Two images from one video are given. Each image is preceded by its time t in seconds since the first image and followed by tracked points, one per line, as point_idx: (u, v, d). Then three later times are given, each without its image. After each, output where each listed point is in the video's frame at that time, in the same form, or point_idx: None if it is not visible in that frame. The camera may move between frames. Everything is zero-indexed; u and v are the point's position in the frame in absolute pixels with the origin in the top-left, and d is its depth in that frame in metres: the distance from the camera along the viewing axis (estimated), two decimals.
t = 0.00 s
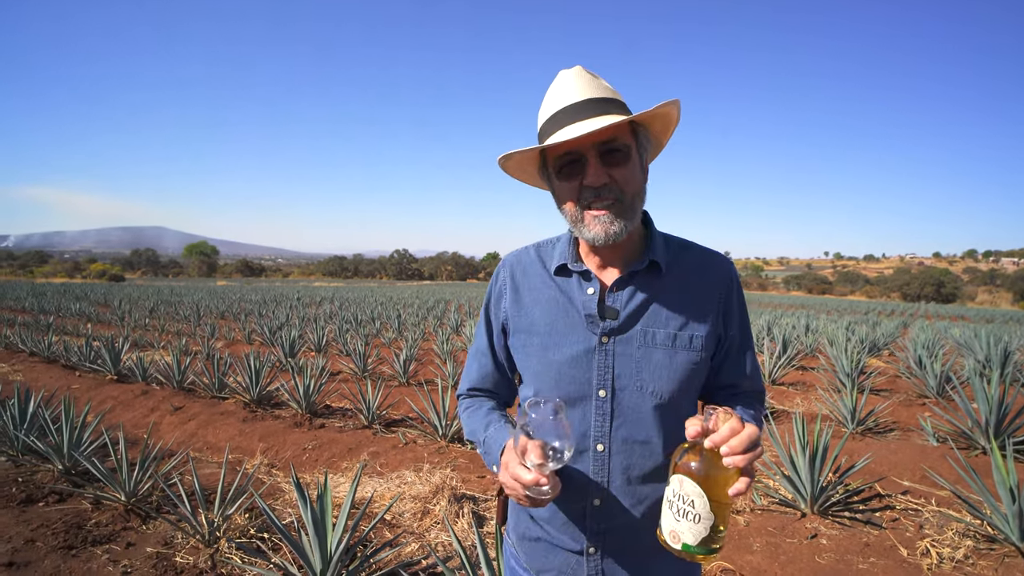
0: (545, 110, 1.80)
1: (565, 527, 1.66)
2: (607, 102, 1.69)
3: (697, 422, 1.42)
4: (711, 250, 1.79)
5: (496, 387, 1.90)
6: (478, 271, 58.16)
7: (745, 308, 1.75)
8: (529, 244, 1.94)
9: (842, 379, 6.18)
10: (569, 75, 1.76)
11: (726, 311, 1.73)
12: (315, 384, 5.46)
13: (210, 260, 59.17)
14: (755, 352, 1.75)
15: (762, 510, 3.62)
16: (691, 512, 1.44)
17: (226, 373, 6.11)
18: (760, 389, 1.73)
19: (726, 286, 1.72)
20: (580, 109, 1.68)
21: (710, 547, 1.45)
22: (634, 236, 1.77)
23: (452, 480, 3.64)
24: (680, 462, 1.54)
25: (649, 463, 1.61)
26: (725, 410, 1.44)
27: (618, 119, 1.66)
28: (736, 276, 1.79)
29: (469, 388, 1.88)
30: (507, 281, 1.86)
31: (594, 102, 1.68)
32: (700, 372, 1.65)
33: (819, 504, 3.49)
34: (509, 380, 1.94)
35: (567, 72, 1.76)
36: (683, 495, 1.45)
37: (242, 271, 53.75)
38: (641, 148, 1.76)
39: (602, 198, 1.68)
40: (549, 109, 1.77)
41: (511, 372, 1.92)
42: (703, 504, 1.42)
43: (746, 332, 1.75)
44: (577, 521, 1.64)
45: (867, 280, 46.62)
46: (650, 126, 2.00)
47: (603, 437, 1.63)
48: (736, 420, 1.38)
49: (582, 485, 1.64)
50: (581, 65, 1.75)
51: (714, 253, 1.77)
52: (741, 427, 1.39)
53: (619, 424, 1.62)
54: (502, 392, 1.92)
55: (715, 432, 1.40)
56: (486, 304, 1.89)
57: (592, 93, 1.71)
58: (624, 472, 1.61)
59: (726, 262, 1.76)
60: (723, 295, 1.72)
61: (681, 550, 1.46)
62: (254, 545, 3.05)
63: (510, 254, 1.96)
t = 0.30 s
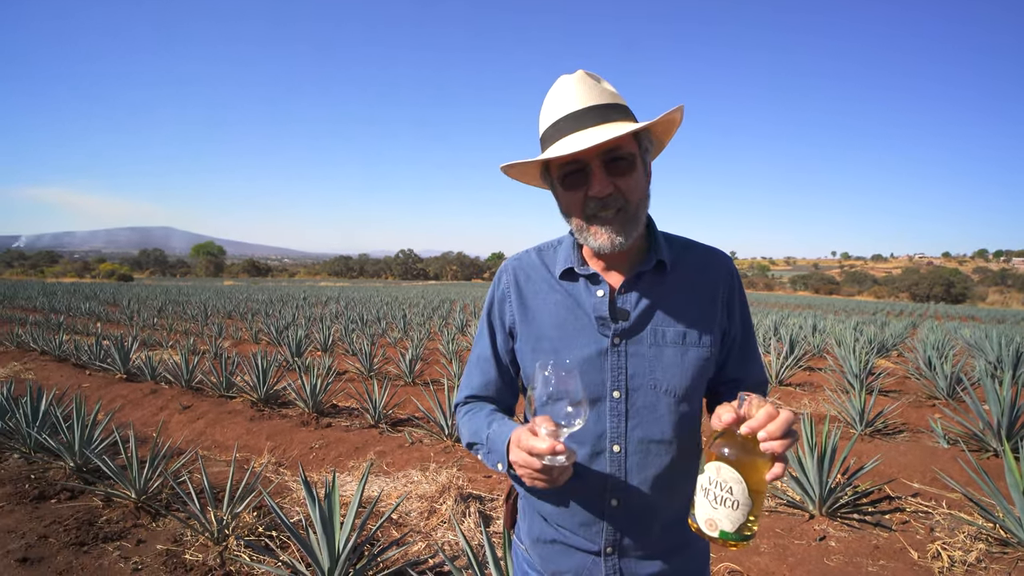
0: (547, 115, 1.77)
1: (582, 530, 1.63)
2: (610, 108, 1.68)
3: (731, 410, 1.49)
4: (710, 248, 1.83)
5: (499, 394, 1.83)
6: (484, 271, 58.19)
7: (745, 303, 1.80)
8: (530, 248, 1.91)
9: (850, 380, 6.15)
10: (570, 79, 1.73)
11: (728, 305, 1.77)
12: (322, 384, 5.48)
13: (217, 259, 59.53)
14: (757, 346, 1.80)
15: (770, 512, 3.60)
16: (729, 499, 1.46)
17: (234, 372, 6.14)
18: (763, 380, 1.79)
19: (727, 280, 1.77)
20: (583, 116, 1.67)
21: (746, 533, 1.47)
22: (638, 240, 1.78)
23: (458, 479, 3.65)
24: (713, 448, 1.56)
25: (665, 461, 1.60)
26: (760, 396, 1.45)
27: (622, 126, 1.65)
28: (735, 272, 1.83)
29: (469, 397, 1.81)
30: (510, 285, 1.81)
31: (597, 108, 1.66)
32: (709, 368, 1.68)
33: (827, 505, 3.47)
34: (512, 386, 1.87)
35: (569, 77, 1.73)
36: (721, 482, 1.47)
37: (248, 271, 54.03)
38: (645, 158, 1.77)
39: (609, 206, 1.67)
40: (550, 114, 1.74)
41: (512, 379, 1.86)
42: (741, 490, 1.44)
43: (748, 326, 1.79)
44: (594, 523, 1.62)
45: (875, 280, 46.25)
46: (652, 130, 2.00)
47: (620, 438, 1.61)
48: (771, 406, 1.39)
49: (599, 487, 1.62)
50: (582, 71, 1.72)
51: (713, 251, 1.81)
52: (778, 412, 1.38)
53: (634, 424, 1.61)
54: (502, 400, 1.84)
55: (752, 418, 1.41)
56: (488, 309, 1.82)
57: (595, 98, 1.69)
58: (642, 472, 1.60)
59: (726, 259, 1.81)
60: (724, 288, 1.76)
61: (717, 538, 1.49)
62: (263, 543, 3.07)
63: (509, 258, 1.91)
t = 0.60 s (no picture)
0: (561, 112, 1.75)
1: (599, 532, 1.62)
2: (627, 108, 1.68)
3: (769, 387, 1.51)
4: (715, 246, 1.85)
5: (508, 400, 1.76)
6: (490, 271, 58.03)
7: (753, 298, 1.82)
8: (537, 249, 1.90)
9: (860, 383, 6.10)
10: (584, 79, 1.72)
11: (738, 301, 1.78)
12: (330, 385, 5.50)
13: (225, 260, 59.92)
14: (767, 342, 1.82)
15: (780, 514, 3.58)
16: (785, 478, 1.48)
17: (242, 373, 6.17)
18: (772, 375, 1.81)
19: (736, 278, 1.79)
20: (601, 115, 1.66)
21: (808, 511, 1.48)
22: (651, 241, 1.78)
23: (467, 480, 3.64)
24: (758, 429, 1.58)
25: (682, 459, 1.60)
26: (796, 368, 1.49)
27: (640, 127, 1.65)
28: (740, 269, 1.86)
29: (476, 403, 1.74)
30: (519, 287, 1.78)
31: (611, 108, 1.66)
32: (722, 366, 1.69)
33: (838, 509, 3.44)
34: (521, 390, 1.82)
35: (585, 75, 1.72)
36: (773, 463, 1.49)
37: (256, 272, 54.35)
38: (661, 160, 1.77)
39: (624, 207, 1.66)
40: (565, 111, 1.72)
41: (521, 384, 1.80)
42: (796, 467, 1.46)
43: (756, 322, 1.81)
44: (612, 525, 1.61)
45: (884, 282, 45.86)
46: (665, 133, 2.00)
47: (637, 439, 1.61)
48: (809, 373, 1.43)
49: (616, 489, 1.60)
50: (599, 70, 1.72)
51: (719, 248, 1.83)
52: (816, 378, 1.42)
53: (651, 424, 1.61)
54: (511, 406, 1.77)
55: (792, 389, 1.44)
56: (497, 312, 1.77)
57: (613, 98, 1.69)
58: (659, 472, 1.59)
59: (731, 256, 1.83)
60: (733, 286, 1.78)
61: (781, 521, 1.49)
62: (272, 543, 3.09)
63: (514, 260, 1.88)
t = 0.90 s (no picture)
0: (588, 114, 1.68)
1: (614, 529, 1.61)
2: (655, 114, 1.68)
3: (794, 340, 1.51)
4: (720, 241, 1.87)
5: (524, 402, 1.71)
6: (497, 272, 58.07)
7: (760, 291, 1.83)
8: (546, 248, 1.89)
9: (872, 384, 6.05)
10: (600, 81, 1.67)
11: (745, 295, 1.80)
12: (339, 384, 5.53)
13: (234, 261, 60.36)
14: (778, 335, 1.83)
15: (791, 517, 3.55)
16: (828, 431, 1.41)
17: (253, 373, 6.22)
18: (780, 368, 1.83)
19: (743, 267, 1.81)
20: (634, 124, 1.64)
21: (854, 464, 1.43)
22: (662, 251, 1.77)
23: (476, 481, 3.64)
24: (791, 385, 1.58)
25: (695, 453, 1.60)
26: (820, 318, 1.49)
27: (668, 136, 1.66)
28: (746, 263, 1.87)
29: (492, 403, 1.69)
30: (530, 286, 1.75)
31: (626, 122, 1.64)
32: (733, 360, 1.70)
33: (851, 511, 3.41)
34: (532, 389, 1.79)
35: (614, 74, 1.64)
36: (812, 416, 1.42)
37: (264, 273, 54.69)
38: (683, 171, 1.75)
39: (647, 216, 1.63)
40: (590, 117, 1.67)
41: (535, 382, 1.76)
42: (837, 419, 1.40)
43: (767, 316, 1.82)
44: (627, 521, 1.60)
45: (895, 283, 45.40)
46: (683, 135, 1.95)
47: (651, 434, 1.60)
48: (834, 320, 1.43)
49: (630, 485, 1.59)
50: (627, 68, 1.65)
51: (724, 244, 1.85)
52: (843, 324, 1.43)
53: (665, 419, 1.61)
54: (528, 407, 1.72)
55: (819, 338, 1.44)
56: (509, 311, 1.74)
57: (642, 103, 1.67)
58: (673, 466, 1.59)
59: (737, 250, 1.84)
60: (740, 277, 1.81)
61: (828, 478, 1.43)
62: (284, 542, 3.10)
63: (523, 258, 1.86)
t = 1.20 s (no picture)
0: (601, 122, 1.68)
1: (624, 524, 1.61)
2: (667, 122, 1.68)
3: (785, 316, 1.49)
4: (724, 239, 1.87)
5: (538, 399, 1.69)
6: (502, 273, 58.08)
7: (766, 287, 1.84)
8: (553, 248, 1.89)
9: (881, 385, 6.01)
10: (614, 89, 1.66)
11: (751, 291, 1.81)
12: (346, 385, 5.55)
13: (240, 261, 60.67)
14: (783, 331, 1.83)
15: (800, 518, 3.54)
16: (822, 405, 1.38)
17: (260, 373, 6.25)
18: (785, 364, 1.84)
19: (748, 264, 1.82)
20: (651, 134, 1.65)
21: (853, 439, 1.38)
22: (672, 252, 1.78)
23: (484, 481, 3.64)
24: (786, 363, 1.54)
25: (704, 449, 1.60)
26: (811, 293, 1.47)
27: (683, 145, 1.66)
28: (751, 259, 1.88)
29: (508, 399, 1.66)
30: (541, 284, 1.76)
31: (640, 132, 1.64)
32: (739, 357, 1.71)
33: (860, 513, 3.39)
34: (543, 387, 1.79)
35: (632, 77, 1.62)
36: (805, 390, 1.40)
37: (271, 273, 54.93)
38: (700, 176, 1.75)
39: (669, 221, 1.63)
40: (602, 126, 1.67)
41: (547, 380, 1.75)
42: (829, 391, 1.37)
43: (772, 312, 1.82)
44: (637, 516, 1.60)
45: (903, 283, 45.08)
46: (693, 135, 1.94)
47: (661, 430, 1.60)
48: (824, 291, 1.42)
49: (640, 480, 1.59)
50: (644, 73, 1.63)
51: (728, 241, 1.86)
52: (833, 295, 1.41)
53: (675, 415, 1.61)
54: (544, 405, 1.70)
55: (810, 310, 1.43)
56: (519, 309, 1.74)
57: (658, 110, 1.67)
58: (683, 461, 1.58)
59: (741, 248, 1.85)
60: (745, 274, 1.81)
61: (826, 454, 1.39)
62: (292, 542, 3.12)
63: (532, 258, 1.87)
